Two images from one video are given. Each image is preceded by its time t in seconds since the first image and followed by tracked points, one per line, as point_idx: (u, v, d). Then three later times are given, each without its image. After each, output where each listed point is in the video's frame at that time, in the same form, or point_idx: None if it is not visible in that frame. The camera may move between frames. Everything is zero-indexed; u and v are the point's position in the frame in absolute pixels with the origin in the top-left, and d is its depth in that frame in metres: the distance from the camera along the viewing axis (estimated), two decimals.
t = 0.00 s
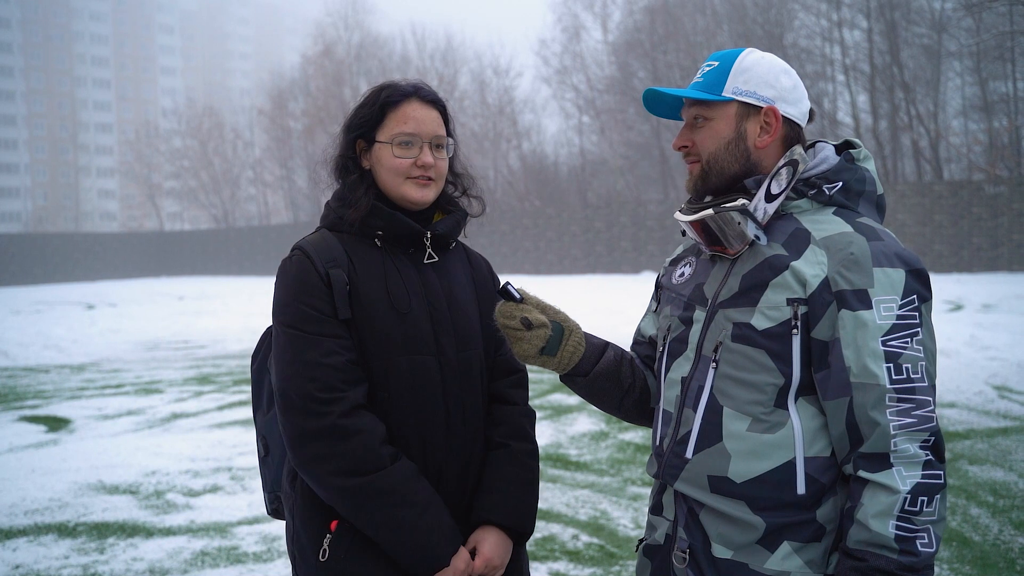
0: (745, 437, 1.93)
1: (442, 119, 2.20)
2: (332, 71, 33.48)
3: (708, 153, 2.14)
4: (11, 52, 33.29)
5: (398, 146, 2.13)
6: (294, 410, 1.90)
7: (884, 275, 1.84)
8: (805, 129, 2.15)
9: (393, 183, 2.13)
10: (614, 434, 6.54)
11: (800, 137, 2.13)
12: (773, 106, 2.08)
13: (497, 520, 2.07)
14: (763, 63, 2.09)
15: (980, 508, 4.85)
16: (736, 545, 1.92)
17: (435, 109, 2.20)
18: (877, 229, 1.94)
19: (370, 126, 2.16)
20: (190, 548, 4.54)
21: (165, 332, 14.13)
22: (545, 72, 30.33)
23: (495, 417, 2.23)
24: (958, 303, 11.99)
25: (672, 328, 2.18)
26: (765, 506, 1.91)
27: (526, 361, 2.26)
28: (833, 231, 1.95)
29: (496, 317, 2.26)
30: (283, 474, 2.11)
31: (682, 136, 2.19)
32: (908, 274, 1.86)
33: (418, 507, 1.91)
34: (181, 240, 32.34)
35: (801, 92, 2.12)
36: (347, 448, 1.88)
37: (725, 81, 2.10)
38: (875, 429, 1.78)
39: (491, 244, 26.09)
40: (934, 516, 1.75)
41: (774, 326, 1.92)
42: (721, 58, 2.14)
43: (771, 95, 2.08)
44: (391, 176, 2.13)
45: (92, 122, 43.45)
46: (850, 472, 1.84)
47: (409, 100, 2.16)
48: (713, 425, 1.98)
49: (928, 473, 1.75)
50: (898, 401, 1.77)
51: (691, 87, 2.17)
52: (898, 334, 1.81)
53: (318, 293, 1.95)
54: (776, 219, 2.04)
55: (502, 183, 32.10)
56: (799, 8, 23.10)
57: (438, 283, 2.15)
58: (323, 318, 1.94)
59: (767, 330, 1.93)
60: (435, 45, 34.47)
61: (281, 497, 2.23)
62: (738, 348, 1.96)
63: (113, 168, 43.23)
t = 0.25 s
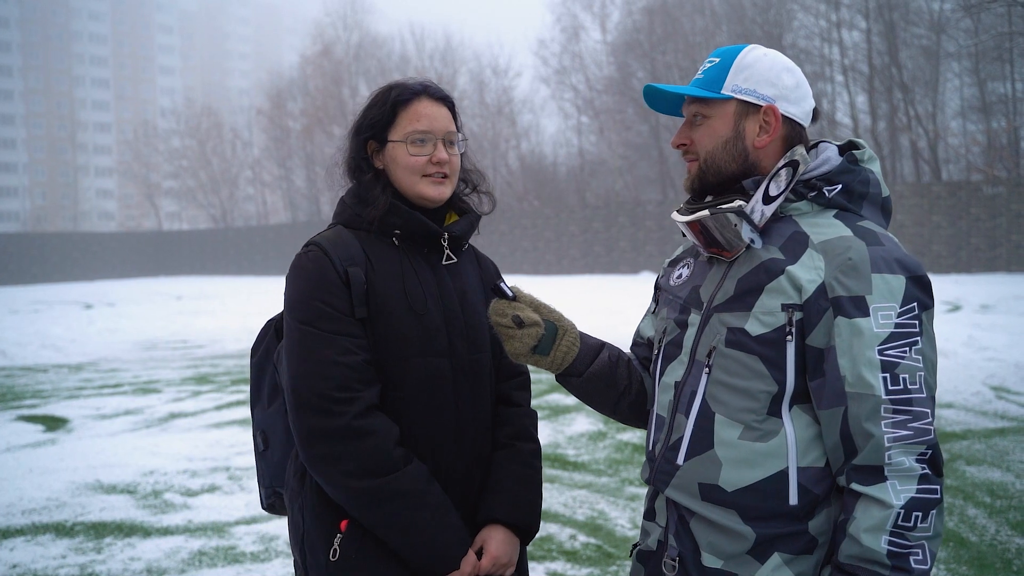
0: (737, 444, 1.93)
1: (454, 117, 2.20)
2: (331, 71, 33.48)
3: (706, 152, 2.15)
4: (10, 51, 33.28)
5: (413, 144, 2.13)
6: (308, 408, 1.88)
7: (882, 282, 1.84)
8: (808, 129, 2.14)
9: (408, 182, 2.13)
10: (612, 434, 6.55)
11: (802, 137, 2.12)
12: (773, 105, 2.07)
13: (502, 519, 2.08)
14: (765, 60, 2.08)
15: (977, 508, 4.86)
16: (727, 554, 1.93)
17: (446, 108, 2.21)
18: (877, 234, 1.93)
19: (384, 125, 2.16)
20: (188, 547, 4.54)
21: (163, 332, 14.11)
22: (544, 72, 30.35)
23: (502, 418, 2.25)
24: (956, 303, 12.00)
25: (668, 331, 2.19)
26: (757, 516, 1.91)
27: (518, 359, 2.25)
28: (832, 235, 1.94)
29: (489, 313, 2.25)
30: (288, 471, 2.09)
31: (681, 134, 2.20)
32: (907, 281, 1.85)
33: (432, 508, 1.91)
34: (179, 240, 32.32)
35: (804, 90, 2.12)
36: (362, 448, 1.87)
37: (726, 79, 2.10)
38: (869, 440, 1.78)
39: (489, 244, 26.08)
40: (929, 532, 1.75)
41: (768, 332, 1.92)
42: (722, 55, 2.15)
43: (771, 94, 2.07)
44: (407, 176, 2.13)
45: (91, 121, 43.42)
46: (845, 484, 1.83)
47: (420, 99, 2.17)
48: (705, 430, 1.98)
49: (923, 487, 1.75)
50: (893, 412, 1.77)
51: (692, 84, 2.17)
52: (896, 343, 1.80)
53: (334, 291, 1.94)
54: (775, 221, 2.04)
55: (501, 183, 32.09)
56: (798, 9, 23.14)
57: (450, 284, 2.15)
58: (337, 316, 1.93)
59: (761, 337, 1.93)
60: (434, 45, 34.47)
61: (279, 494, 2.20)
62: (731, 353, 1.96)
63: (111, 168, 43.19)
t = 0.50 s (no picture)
0: (726, 452, 1.91)
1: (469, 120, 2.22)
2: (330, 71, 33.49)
3: (702, 146, 2.14)
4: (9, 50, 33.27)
5: (438, 147, 2.12)
6: (317, 411, 1.85)
7: (879, 286, 1.81)
8: (810, 125, 2.12)
9: (431, 186, 2.14)
10: (610, 435, 6.55)
11: (804, 133, 2.10)
12: (772, 97, 2.05)
13: (495, 520, 2.13)
14: (766, 51, 2.07)
15: (973, 509, 4.87)
16: (714, 567, 1.92)
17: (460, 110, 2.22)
18: (879, 234, 1.89)
19: (406, 125, 2.12)
20: (184, 548, 4.55)
21: (161, 332, 14.12)
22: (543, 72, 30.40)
23: (496, 420, 2.30)
24: (954, 304, 12.02)
25: (662, 332, 2.19)
26: (745, 528, 1.90)
27: (507, 357, 2.33)
28: (831, 234, 1.91)
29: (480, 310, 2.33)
30: (280, 473, 2.05)
31: (677, 127, 2.20)
32: (909, 285, 1.82)
33: (442, 513, 1.91)
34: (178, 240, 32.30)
35: (808, 83, 2.09)
36: (375, 453, 1.86)
37: (722, 71, 2.09)
38: (860, 453, 1.75)
39: (488, 244, 26.08)
40: (921, 551, 1.72)
41: (761, 335, 1.90)
42: (721, 45, 2.14)
43: (770, 87, 2.05)
44: (431, 179, 2.13)
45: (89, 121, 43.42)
46: (834, 497, 1.81)
47: (442, 101, 2.16)
48: (694, 436, 1.97)
49: (916, 504, 1.72)
50: (886, 423, 1.74)
51: (691, 77, 2.16)
52: (892, 350, 1.77)
53: (345, 292, 1.91)
54: (771, 219, 2.02)
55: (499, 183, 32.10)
56: (796, 10, 23.17)
57: (454, 288, 2.16)
58: (348, 318, 1.90)
59: (752, 339, 1.91)
60: (433, 45, 34.48)
61: (261, 494, 2.16)
62: (721, 357, 1.95)
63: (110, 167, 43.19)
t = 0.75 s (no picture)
0: (721, 461, 1.88)
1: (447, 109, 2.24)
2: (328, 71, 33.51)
3: (695, 143, 2.14)
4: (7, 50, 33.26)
5: (422, 136, 2.14)
6: (309, 419, 1.84)
7: (877, 287, 1.75)
8: (808, 120, 2.10)
9: (416, 176, 2.15)
10: (606, 436, 6.56)
11: (802, 128, 2.08)
12: (765, 91, 2.04)
13: (478, 525, 2.13)
14: (759, 44, 2.05)
15: (968, 511, 4.87)
16: None
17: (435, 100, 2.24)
18: (878, 233, 1.84)
19: (388, 118, 2.13)
20: (179, 548, 4.54)
21: (158, 332, 14.10)
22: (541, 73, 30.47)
23: (478, 422, 2.32)
24: (950, 306, 12.05)
25: (658, 337, 2.19)
26: (740, 541, 1.87)
27: (500, 361, 2.40)
28: (827, 233, 1.86)
29: (472, 314, 2.41)
30: (260, 481, 2.03)
31: (671, 125, 2.20)
32: (909, 285, 1.77)
33: (435, 523, 1.92)
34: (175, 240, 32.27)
35: (805, 76, 2.07)
36: (371, 462, 1.86)
37: (714, 65, 2.09)
38: (855, 462, 1.69)
39: (486, 245, 26.08)
40: (920, 567, 1.65)
41: (754, 339, 1.87)
42: (714, 39, 2.13)
43: (764, 79, 2.03)
44: (416, 168, 2.14)
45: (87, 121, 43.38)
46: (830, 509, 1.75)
47: (418, 92, 2.19)
48: (688, 445, 1.95)
49: (916, 518, 1.66)
50: (884, 432, 1.68)
51: (684, 72, 2.16)
52: (891, 355, 1.71)
53: (336, 296, 1.91)
54: (767, 217, 1.99)
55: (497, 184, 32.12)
56: (794, 11, 23.23)
57: (440, 289, 2.18)
58: (340, 322, 1.90)
59: (746, 344, 1.88)
60: (431, 46, 34.52)
61: (237, 503, 2.14)
62: (715, 363, 1.93)
63: (108, 167, 43.15)
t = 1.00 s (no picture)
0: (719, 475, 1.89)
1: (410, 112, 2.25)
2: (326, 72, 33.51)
3: (684, 150, 2.16)
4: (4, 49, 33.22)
5: (381, 138, 2.14)
6: (267, 441, 1.84)
7: (869, 291, 1.74)
8: (800, 120, 2.10)
9: (373, 181, 2.14)
10: (601, 437, 6.57)
11: (794, 128, 2.08)
12: (754, 93, 2.04)
13: (455, 526, 2.15)
14: (742, 44, 2.06)
15: (961, 512, 4.89)
16: None
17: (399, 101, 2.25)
18: (872, 235, 1.83)
19: (348, 115, 2.12)
20: (173, 549, 4.54)
21: (154, 333, 14.08)
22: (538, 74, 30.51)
23: (445, 420, 2.35)
24: (946, 308, 12.08)
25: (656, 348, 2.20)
26: (742, 557, 1.86)
27: (495, 367, 2.42)
28: (819, 238, 1.86)
29: (467, 322, 2.44)
30: (223, 501, 2.03)
31: (659, 131, 2.23)
32: (903, 289, 1.76)
33: (406, 537, 1.93)
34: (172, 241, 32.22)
35: (795, 74, 2.06)
36: (336, 481, 1.86)
37: (700, 67, 2.10)
38: (849, 475, 1.69)
39: (483, 246, 26.07)
40: None
41: (746, 350, 1.87)
42: (699, 41, 2.15)
43: (752, 81, 2.04)
44: (373, 173, 2.13)
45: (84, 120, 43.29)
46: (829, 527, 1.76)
47: (383, 92, 2.19)
48: (687, 460, 1.96)
49: (916, 533, 1.66)
50: (877, 443, 1.67)
51: (670, 77, 2.18)
52: (883, 363, 1.70)
53: (286, 311, 1.89)
54: (758, 223, 1.99)
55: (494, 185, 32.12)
56: (791, 14, 23.29)
57: (395, 291, 2.18)
58: (291, 338, 1.89)
59: (738, 354, 1.88)
60: (429, 47, 34.53)
61: (202, 522, 2.15)
62: (707, 375, 1.93)
63: (104, 167, 43.04)
